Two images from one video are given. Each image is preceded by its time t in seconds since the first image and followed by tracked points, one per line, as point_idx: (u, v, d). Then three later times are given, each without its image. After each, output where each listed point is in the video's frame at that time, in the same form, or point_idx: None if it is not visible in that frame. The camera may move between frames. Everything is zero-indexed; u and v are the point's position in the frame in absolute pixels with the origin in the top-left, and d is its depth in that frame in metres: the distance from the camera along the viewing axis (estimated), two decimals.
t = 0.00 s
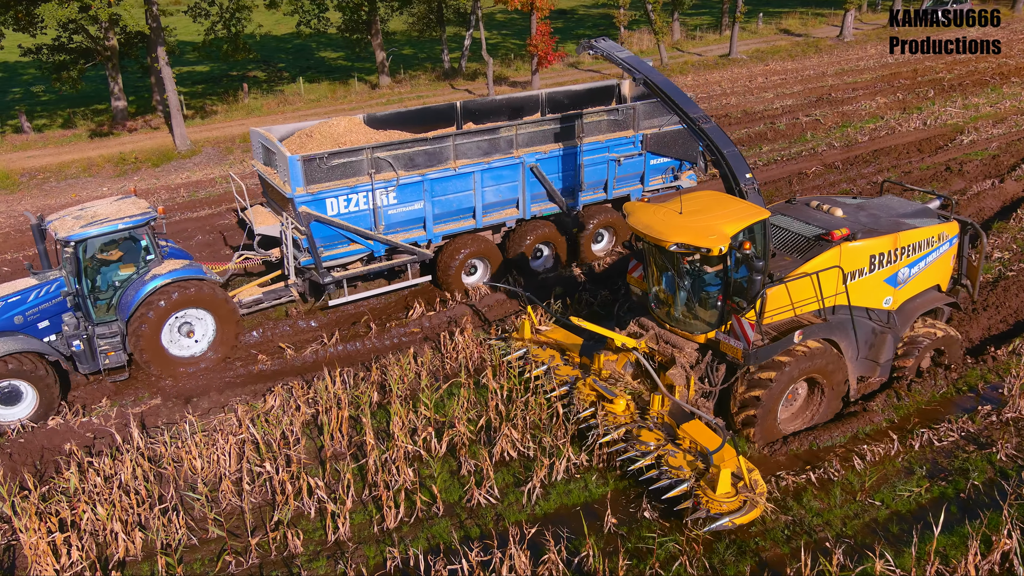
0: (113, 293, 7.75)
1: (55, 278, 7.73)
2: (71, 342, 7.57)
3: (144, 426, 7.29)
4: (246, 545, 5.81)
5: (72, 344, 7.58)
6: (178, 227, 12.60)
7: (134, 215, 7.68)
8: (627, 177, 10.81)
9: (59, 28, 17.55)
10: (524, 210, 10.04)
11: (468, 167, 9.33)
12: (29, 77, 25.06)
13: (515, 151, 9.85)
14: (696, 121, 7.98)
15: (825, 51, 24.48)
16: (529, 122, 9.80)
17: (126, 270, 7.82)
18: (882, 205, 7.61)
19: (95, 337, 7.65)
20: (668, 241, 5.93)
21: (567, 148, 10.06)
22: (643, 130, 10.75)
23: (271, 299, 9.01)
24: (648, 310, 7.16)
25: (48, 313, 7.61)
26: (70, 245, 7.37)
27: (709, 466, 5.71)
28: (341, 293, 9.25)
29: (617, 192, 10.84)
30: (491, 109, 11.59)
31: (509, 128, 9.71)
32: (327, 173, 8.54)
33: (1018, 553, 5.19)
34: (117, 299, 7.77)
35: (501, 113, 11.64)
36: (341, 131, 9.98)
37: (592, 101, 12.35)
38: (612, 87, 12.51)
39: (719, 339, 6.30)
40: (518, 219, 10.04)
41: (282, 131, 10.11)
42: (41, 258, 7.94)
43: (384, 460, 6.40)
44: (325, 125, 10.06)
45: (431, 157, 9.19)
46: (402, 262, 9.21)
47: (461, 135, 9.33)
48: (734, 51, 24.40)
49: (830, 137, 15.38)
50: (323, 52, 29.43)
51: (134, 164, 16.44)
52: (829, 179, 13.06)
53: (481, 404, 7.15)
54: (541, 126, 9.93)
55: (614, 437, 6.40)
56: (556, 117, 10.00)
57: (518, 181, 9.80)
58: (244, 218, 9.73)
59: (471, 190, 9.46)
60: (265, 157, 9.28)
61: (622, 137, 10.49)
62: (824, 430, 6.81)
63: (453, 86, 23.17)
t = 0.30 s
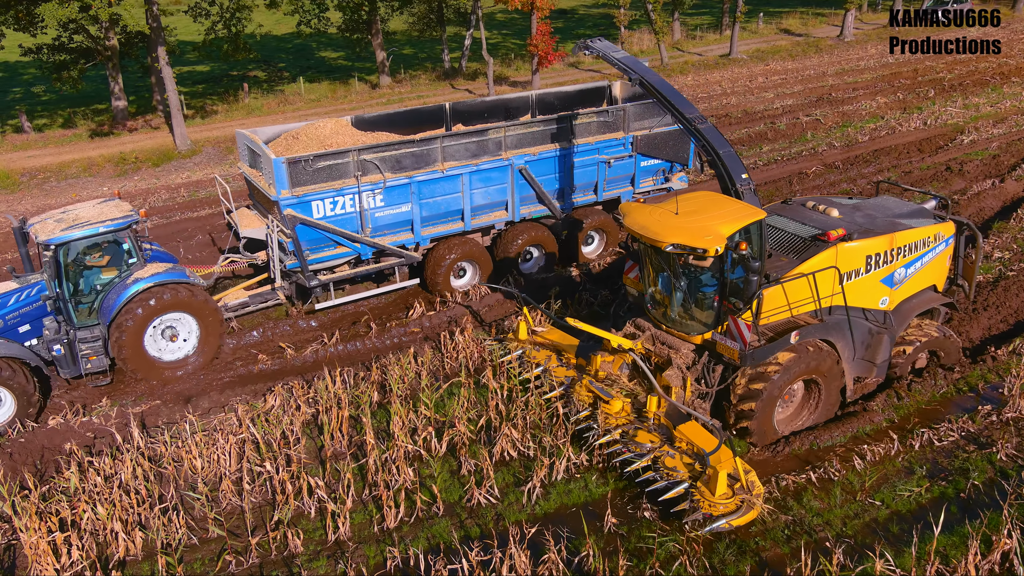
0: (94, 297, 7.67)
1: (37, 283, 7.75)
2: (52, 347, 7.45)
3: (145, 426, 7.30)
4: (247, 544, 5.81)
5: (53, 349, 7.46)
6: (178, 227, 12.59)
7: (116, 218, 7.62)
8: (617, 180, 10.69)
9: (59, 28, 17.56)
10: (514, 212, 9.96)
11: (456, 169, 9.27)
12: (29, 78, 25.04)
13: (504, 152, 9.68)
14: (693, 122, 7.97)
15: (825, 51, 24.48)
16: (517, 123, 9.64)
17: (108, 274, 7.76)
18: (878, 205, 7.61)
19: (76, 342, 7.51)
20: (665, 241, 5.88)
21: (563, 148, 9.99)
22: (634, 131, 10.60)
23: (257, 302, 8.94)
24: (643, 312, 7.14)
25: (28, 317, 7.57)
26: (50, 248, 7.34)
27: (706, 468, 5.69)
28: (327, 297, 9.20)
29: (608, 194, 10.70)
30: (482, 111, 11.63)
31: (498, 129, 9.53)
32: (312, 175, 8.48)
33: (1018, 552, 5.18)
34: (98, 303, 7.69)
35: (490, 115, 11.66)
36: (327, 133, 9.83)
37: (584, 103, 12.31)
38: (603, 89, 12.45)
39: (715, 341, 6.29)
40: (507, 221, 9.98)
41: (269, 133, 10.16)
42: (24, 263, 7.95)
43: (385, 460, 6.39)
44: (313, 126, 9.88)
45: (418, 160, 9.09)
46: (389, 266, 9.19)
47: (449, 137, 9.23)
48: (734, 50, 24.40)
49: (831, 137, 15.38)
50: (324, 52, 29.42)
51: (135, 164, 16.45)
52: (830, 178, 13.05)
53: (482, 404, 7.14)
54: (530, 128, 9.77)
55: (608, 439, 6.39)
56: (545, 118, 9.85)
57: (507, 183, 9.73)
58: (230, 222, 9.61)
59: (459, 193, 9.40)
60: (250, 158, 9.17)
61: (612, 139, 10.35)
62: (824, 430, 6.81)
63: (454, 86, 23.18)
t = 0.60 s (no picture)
0: (76, 301, 7.64)
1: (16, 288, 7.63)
2: (31, 351, 7.37)
3: (145, 426, 7.30)
4: (247, 544, 5.82)
5: (32, 354, 7.38)
6: (179, 227, 12.59)
7: (98, 222, 7.65)
8: (608, 181, 10.67)
9: (60, 27, 17.57)
10: (503, 214, 9.91)
11: (444, 171, 9.22)
12: (30, 78, 25.04)
13: (493, 154, 9.60)
14: (688, 122, 8.02)
15: (826, 51, 24.47)
16: (506, 125, 9.55)
17: (89, 278, 7.74)
18: (873, 205, 7.61)
19: (58, 346, 7.48)
20: (660, 243, 5.90)
21: (558, 148, 9.99)
22: (623, 133, 10.52)
23: (244, 306, 8.77)
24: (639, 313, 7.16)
25: (9, 321, 7.39)
26: (30, 251, 7.32)
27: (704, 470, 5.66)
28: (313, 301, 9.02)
29: (598, 196, 10.68)
30: (472, 112, 11.63)
31: (486, 131, 9.47)
32: (298, 178, 8.39)
33: (1018, 553, 5.18)
34: (80, 307, 7.65)
35: (481, 116, 11.67)
36: (313, 135, 9.73)
37: (575, 104, 12.34)
38: (594, 90, 12.48)
39: (712, 341, 6.28)
40: (495, 223, 9.93)
41: (255, 135, 10.12)
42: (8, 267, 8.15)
43: (385, 460, 6.39)
44: (298, 129, 9.86)
45: (405, 162, 9.01)
46: (377, 268, 9.09)
47: (437, 139, 9.14)
48: (735, 50, 24.40)
49: (831, 136, 15.37)
50: (324, 52, 29.39)
51: (135, 164, 16.45)
52: (830, 178, 13.05)
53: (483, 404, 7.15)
54: (518, 130, 9.70)
55: (605, 442, 6.37)
56: (535, 120, 9.78)
57: (496, 186, 9.68)
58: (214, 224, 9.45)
59: (447, 195, 9.34)
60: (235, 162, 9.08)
61: (602, 141, 10.29)
62: (824, 430, 6.81)
63: (454, 86, 23.18)
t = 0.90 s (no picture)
0: (57, 306, 7.61)
1: None
2: (11, 356, 7.29)
3: (145, 425, 7.31)
4: (247, 543, 5.82)
5: (12, 358, 7.28)
6: (179, 227, 12.59)
7: (79, 226, 7.62)
8: (598, 183, 10.61)
9: (60, 27, 17.58)
10: (491, 216, 9.86)
11: (432, 174, 9.15)
12: (31, 78, 25.04)
13: (481, 156, 9.49)
14: (684, 123, 8.04)
15: (826, 51, 24.46)
16: (494, 127, 9.45)
17: (71, 282, 7.71)
18: (870, 206, 7.62)
19: (39, 350, 7.41)
20: (655, 244, 5.90)
21: (554, 149, 9.94)
22: (613, 135, 10.39)
23: (230, 310, 8.77)
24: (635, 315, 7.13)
25: None
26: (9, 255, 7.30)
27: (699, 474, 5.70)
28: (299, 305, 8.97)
29: (588, 197, 10.63)
30: (461, 113, 11.65)
31: (475, 133, 9.36)
32: (283, 181, 8.34)
33: (1019, 553, 5.18)
34: (61, 312, 7.62)
35: (469, 117, 11.69)
36: (299, 138, 9.67)
37: (566, 105, 12.30)
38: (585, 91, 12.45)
39: (707, 343, 6.28)
40: (484, 225, 9.90)
41: (240, 138, 9.95)
42: None
43: (385, 460, 6.39)
44: (284, 132, 9.76)
45: (392, 164, 8.93)
46: (364, 272, 9.11)
47: (425, 141, 9.02)
48: (735, 50, 24.40)
49: (831, 136, 15.36)
50: (325, 52, 29.37)
51: (135, 163, 16.45)
52: (831, 178, 13.05)
53: (484, 404, 7.15)
54: (507, 131, 9.59)
55: (602, 445, 6.43)
56: (525, 122, 9.68)
57: (484, 188, 9.61)
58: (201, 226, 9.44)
59: (435, 198, 9.29)
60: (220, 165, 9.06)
61: (593, 142, 10.21)
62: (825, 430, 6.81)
63: (455, 86, 23.18)
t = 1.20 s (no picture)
0: (38, 310, 7.54)
1: None
2: None
3: (146, 425, 7.31)
4: (248, 543, 5.82)
5: None
6: (179, 227, 12.59)
7: (61, 230, 7.54)
8: (587, 185, 10.55)
9: (60, 27, 17.58)
10: (480, 219, 9.82)
11: (420, 175, 9.12)
12: (31, 78, 25.04)
13: (469, 158, 9.49)
14: (680, 123, 8.00)
15: (826, 51, 24.45)
16: (481, 129, 9.46)
17: (53, 286, 7.63)
18: (868, 207, 7.62)
19: (19, 356, 7.40)
20: (650, 245, 5.88)
21: (552, 148, 10.01)
22: (603, 135, 10.41)
23: (215, 313, 8.74)
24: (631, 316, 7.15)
25: None
26: None
27: (693, 475, 5.68)
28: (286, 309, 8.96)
29: (577, 200, 10.56)
30: (450, 114, 11.65)
31: (462, 134, 9.36)
32: (267, 183, 8.30)
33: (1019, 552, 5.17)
34: (42, 317, 7.55)
35: (459, 119, 11.70)
36: (284, 140, 9.62)
37: (554, 107, 12.39)
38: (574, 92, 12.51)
39: (703, 344, 6.34)
40: (473, 228, 9.86)
41: (225, 141, 9.86)
42: None
43: (385, 460, 6.38)
44: (269, 134, 9.72)
45: (378, 166, 8.90)
46: (351, 275, 9.06)
47: (412, 143, 9.02)
48: (736, 50, 24.40)
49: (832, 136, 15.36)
50: (325, 52, 29.34)
51: (136, 163, 16.45)
52: (831, 178, 13.05)
53: (484, 404, 7.15)
54: (494, 133, 9.61)
55: (597, 447, 6.41)
56: (512, 124, 9.70)
57: (473, 190, 9.59)
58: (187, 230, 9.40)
59: (422, 200, 9.27)
60: (204, 167, 9.04)
61: (581, 143, 10.18)
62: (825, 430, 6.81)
63: (456, 85, 23.18)
